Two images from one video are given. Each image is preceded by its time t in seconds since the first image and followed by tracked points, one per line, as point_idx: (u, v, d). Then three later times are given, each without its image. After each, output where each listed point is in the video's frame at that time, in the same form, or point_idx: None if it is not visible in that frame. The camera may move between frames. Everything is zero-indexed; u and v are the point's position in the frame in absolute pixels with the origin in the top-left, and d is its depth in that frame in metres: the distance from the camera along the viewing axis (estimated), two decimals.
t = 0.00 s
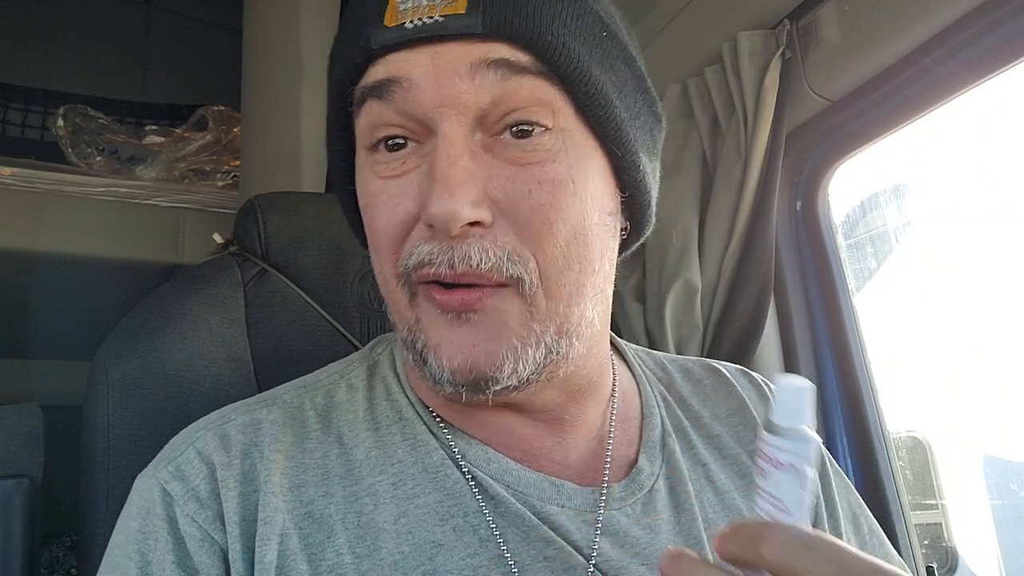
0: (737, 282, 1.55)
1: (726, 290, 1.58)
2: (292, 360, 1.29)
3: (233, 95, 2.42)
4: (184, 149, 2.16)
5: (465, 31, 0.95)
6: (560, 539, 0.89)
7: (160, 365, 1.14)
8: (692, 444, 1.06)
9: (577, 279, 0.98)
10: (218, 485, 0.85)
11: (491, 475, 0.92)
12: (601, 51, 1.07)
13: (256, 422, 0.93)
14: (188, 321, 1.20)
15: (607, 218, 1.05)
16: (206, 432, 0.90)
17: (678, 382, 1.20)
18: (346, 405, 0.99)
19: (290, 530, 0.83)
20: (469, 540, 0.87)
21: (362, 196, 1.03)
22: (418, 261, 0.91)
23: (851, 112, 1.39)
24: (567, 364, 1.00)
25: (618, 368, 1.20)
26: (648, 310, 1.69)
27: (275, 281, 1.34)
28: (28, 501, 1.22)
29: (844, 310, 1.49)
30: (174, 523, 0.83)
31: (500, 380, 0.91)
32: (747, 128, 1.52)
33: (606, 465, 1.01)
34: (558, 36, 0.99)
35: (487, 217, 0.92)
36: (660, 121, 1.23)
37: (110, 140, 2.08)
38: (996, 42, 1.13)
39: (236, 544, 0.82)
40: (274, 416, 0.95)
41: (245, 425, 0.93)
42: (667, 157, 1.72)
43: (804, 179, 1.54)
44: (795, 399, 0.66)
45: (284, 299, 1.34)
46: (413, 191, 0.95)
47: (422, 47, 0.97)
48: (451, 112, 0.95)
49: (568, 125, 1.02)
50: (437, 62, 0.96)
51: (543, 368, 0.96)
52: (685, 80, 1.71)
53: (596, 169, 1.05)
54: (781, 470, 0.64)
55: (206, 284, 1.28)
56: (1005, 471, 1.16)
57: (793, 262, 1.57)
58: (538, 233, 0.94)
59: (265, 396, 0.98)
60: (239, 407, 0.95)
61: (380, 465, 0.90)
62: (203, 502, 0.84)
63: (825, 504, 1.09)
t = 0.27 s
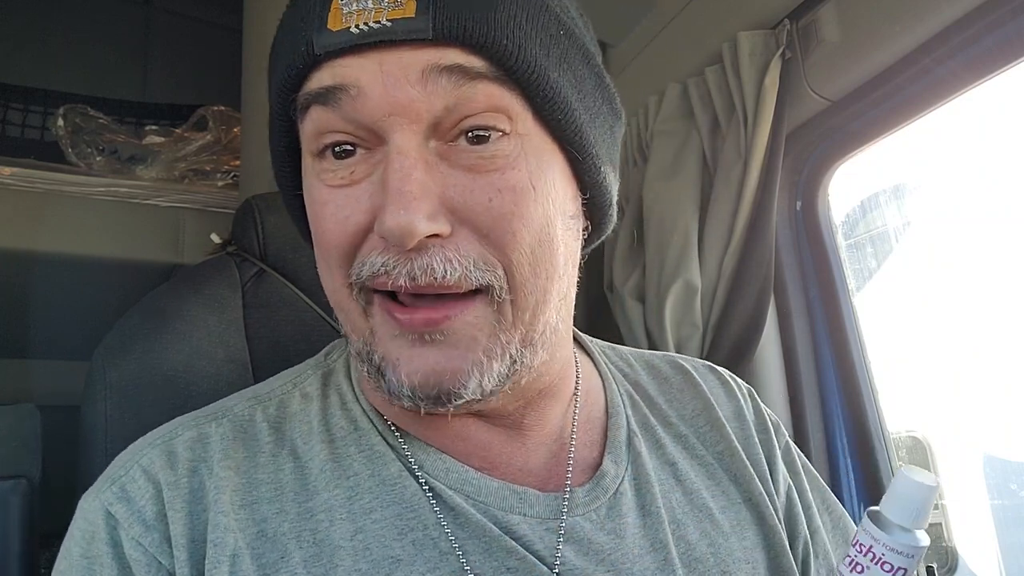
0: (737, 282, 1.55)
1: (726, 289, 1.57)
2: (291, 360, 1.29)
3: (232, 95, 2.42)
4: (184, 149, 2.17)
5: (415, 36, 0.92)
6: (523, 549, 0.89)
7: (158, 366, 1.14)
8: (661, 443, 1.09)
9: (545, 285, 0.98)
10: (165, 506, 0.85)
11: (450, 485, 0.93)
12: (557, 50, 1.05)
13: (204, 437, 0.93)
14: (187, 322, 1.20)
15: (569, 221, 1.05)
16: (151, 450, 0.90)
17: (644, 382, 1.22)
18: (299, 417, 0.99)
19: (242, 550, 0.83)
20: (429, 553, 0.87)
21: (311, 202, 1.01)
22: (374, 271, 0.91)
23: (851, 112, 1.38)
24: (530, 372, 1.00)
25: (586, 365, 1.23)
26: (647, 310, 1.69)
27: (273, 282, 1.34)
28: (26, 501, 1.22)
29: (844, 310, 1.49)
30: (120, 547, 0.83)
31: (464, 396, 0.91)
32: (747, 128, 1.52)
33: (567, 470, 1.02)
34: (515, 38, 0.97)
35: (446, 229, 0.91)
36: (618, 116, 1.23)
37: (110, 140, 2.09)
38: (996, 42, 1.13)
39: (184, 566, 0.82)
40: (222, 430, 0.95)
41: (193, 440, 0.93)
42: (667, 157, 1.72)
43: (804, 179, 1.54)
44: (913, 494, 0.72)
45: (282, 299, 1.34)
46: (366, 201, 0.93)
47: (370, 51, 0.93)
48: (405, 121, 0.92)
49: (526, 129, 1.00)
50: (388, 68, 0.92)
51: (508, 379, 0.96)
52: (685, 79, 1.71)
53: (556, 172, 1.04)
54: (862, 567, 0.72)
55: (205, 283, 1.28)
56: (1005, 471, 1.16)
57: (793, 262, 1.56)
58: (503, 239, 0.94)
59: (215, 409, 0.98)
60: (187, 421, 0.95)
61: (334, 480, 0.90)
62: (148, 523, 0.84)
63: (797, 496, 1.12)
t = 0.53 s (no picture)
0: (737, 282, 1.55)
1: (726, 289, 1.57)
2: (291, 360, 1.29)
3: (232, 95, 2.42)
4: (184, 149, 2.17)
5: (395, 35, 0.92)
6: (511, 553, 0.89)
7: (158, 366, 1.14)
8: (651, 440, 1.10)
9: (532, 282, 0.99)
10: (146, 518, 0.85)
11: (436, 490, 0.92)
12: (539, 48, 1.05)
13: (185, 446, 0.93)
14: (188, 321, 1.20)
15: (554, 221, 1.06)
16: (132, 461, 0.90)
17: (635, 380, 1.23)
18: (283, 424, 0.99)
19: (225, 559, 0.83)
20: (415, 560, 0.86)
21: (292, 205, 1.02)
22: (358, 272, 0.91)
23: (851, 112, 1.38)
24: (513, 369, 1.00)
25: (574, 364, 1.23)
26: (647, 310, 1.69)
27: (273, 282, 1.35)
28: (26, 502, 1.22)
29: (844, 310, 1.49)
30: (101, 560, 0.83)
31: (445, 387, 0.91)
32: (747, 128, 1.52)
33: (556, 469, 1.03)
34: (495, 36, 0.97)
35: (430, 229, 0.91)
36: (599, 113, 1.24)
37: (111, 140, 2.10)
38: (996, 42, 1.13)
39: None
40: (205, 439, 0.95)
41: (175, 450, 0.93)
42: (667, 157, 1.72)
43: (804, 179, 1.54)
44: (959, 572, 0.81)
45: (282, 299, 1.34)
46: (348, 201, 0.94)
47: (350, 51, 0.93)
48: (387, 120, 0.93)
49: (509, 126, 1.01)
50: (369, 68, 0.93)
51: (491, 375, 0.96)
52: (685, 80, 1.71)
53: (541, 169, 1.05)
54: None
55: (206, 283, 1.28)
56: (1005, 471, 1.15)
57: (793, 262, 1.56)
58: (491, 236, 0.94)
59: (197, 417, 0.98)
60: (169, 431, 0.95)
61: (318, 488, 0.90)
62: (130, 536, 0.84)
63: (791, 493, 1.12)
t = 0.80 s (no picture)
0: (737, 282, 1.55)
1: (726, 289, 1.57)
2: (292, 360, 1.29)
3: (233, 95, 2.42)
4: (184, 149, 2.17)
5: (412, 52, 0.93)
6: (511, 552, 0.89)
7: (158, 366, 1.14)
8: (645, 444, 1.10)
9: (534, 295, 0.99)
10: (154, 515, 0.86)
11: (438, 491, 0.93)
12: (549, 65, 1.06)
13: (192, 446, 0.93)
14: (188, 321, 1.20)
15: (560, 232, 1.06)
16: (140, 459, 0.90)
17: (630, 387, 1.23)
18: (287, 426, 0.99)
19: (232, 556, 0.83)
20: (417, 559, 0.86)
21: (303, 214, 1.02)
22: (370, 284, 0.91)
23: (852, 112, 1.38)
24: (520, 382, 1.01)
25: (572, 372, 1.22)
26: (648, 310, 1.69)
27: (273, 282, 1.35)
28: (26, 501, 1.22)
29: (844, 310, 1.49)
30: (110, 556, 0.84)
31: (458, 410, 0.92)
32: (747, 128, 1.52)
33: (555, 472, 1.02)
34: (507, 53, 0.98)
35: (440, 241, 0.91)
36: (604, 130, 1.25)
37: (111, 140, 2.10)
38: (996, 42, 1.13)
39: None
40: (211, 439, 0.95)
41: (181, 450, 0.93)
42: (667, 157, 1.72)
43: (804, 179, 1.54)
44: None
45: (282, 299, 1.34)
46: (360, 213, 0.94)
47: (366, 65, 0.94)
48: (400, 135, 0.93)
49: (518, 141, 1.01)
50: (385, 81, 0.94)
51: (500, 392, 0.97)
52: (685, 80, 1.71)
53: (548, 184, 1.05)
54: None
55: (206, 283, 1.28)
56: (1005, 471, 1.15)
57: (793, 262, 1.56)
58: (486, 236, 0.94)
59: (202, 418, 0.98)
60: (175, 431, 0.95)
61: (323, 487, 0.90)
62: (138, 532, 0.85)
63: (781, 496, 1.12)
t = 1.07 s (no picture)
0: (737, 282, 1.55)
1: (726, 289, 1.57)
2: (292, 360, 1.29)
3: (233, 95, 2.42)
4: (184, 149, 2.17)
5: (419, 56, 0.95)
6: (515, 539, 0.90)
7: (158, 367, 1.14)
8: (638, 439, 1.09)
9: (540, 286, 1.00)
10: (178, 497, 0.85)
11: (445, 481, 0.93)
12: (548, 69, 1.08)
13: (211, 433, 0.93)
14: (188, 321, 1.20)
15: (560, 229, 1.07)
16: (161, 444, 0.89)
17: (625, 380, 1.23)
18: (302, 415, 0.99)
19: (252, 539, 0.83)
20: (426, 544, 0.87)
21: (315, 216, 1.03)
22: (381, 280, 0.92)
23: (852, 112, 1.38)
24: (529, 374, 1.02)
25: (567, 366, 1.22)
26: (648, 310, 1.70)
27: (274, 282, 1.35)
28: (26, 502, 1.22)
29: (844, 310, 1.49)
30: (134, 536, 0.82)
31: (471, 403, 0.94)
32: (747, 128, 1.52)
33: (554, 464, 1.03)
34: (505, 57, 1.00)
35: (449, 234, 0.93)
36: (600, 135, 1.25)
37: (111, 140, 2.10)
38: (996, 42, 1.13)
39: (198, 555, 0.81)
40: (229, 426, 0.94)
41: (201, 436, 0.92)
42: (667, 157, 1.72)
43: (804, 179, 1.54)
44: None
45: (282, 299, 1.34)
46: (370, 210, 0.95)
47: (377, 72, 0.96)
48: (410, 135, 0.95)
49: (518, 143, 1.03)
50: (392, 85, 0.95)
51: (511, 383, 0.98)
52: (685, 80, 1.71)
53: (546, 185, 1.06)
54: None
55: (206, 283, 1.29)
56: (1005, 471, 1.15)
57: (793, 262, 1.56)
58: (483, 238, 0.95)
59: (218, 408, 0.98)
60: (194, 418, 0.95)
61: (337, 476, 0.91)
62: (162, 513, 0.84)
63: (771, 481, 1.12)
